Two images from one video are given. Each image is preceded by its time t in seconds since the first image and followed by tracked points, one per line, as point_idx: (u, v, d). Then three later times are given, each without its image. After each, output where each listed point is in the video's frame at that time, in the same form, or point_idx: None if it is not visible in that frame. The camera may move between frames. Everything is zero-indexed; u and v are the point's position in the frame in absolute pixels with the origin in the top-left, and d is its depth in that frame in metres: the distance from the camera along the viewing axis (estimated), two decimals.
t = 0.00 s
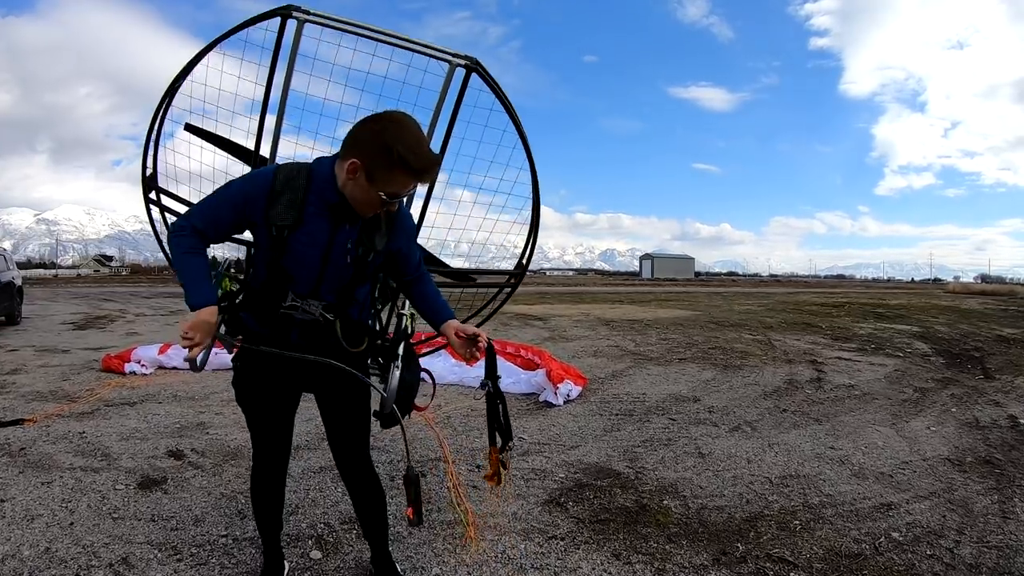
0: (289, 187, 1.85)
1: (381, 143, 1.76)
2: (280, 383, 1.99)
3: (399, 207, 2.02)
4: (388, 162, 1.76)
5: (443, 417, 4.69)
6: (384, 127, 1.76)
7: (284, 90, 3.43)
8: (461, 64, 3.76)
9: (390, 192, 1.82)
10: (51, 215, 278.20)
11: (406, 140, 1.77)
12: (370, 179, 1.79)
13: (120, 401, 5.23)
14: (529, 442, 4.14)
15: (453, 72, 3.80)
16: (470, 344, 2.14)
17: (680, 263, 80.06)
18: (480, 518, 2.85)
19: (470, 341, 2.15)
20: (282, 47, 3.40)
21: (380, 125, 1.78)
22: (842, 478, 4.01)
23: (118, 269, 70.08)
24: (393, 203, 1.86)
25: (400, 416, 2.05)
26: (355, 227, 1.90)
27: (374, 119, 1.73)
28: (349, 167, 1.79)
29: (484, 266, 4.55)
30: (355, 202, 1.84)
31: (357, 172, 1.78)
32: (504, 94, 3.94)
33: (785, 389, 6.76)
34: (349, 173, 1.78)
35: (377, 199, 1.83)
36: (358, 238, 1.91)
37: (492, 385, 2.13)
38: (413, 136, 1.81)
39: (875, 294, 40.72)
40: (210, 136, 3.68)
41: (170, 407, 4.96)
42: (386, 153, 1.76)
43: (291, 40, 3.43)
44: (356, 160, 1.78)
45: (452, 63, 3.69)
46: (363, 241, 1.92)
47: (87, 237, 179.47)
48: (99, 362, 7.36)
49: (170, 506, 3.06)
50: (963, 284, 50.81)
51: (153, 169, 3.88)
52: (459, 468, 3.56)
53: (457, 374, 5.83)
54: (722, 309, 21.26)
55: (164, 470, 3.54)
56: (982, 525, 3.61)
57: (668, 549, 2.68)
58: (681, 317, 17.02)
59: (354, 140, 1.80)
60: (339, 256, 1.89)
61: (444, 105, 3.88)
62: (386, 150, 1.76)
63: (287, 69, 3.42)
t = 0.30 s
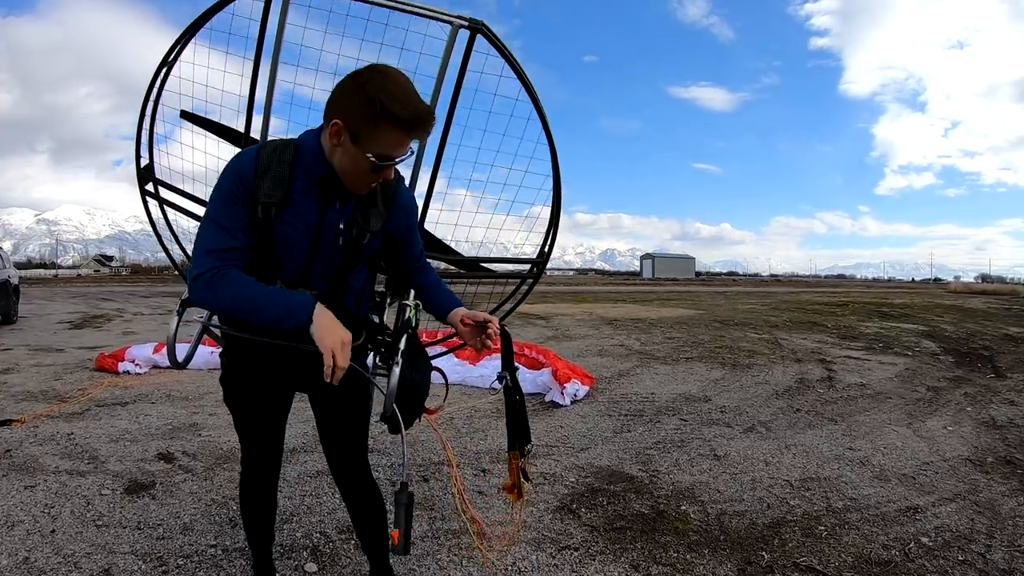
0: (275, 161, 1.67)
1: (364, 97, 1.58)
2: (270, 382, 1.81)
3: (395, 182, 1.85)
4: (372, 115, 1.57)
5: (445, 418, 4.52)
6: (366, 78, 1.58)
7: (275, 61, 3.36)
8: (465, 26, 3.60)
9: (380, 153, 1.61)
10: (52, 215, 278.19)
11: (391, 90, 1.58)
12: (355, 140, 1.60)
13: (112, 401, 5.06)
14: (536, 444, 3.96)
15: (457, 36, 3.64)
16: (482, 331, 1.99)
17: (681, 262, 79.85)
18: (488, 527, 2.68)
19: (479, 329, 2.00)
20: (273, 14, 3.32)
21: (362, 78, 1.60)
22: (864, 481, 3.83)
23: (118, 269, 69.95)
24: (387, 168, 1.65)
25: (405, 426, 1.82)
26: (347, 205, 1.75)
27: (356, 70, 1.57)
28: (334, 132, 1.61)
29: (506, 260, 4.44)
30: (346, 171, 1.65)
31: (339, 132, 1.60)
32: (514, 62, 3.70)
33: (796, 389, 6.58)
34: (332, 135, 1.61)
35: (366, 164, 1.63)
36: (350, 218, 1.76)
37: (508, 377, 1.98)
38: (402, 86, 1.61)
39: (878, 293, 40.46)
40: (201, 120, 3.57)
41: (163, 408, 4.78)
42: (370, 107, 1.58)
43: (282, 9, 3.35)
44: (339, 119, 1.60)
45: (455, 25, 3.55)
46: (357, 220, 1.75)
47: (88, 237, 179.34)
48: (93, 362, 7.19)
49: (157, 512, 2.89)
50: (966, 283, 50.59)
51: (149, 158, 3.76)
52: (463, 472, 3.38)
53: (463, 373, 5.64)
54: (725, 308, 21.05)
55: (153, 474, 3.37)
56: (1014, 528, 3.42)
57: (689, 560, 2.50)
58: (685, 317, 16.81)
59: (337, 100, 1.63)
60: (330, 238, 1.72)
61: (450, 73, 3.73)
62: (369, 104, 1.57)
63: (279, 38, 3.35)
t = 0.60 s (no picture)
0: (268, 135, 1.56)
1: (354, 60, 1.47)
2: (264, 380, 1.69)
3: (395, 158, 1.74)
4: (362, 79, 1.46)
5: (448, 417, 4.39)
6: (357, 40, 1.48)
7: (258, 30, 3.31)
8: None
9: (372, 121, 1.49)
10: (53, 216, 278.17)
11: (384, 53, 1.47)
12: (345, 107, 1.48)
13: (107, 400, 4.94)
14: (541, 443, 3.84)
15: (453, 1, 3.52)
16: (485, 321, 1.86)
17: (682, 262, 79.71)
18: (495, 530, 2.56)
19: (480, 317, 1.87)
20: None
21: (353, 42, 1.50)
22: (880, 480, 3.70)
23: (118, 270, 69.83)
24: (381, 140, 1.52)
25: (423, 416, 1.67)
26: (345, 179, 1.63)
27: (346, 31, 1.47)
28: (323, 100, 1.51)
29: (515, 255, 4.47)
30: (337, 144, 1.54)
31: (328, 98, 1.49)
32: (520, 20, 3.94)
33: (805, 387, 6.46)
34: (321, 102, 1.50)
35: (358, 135, 1.51)
36: (350, 194, 1.64)
37: (507, 374, 1.85)
38: (396, 50, 1.51)
39: (881, 292, 40.26)
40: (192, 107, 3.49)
41: (158, 407, 4.66)
42: (360, 70, 1.47)
43: None
44: (328, 86, 1.49)
45: None
46: (357, 196, 1.64)
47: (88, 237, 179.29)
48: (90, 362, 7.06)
49: (149, 515, 2.77)
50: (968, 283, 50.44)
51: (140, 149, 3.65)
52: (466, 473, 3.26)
53: (466, 373, 5.52)
54: (728, 307, 20.91)
55: (146, 474, 3.25)
56: None
57: (706, 565, 2.38)
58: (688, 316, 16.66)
59: (326, 67, 1.52)
60: (330, 217, 1.61)
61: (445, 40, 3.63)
62: (360, 67, 1.46)
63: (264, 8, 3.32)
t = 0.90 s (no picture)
0: (259, 114, 1.50)
1: (343, 26, 1.41)
2: (254, 374, 1.62)
3: (391, 139, 1.68)
4: (352, 44, 1.40)
5: (448, 417, 4.33)
6: (348, 7, 1.43)
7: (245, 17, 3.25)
8: None
9: (363, 90, 1.43)
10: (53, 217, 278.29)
11: (376, 18, 1.42)
12: (335, 76, 1.42)
13: (102, 400, 4.87)
14: (542, 444, 3.77)
15: None
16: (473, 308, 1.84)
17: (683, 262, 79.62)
18: (495, 534, 2.49)
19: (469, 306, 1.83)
20: None
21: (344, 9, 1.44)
22: (887, 480, 3.63)
23: (118, 270, 69.77)
24: (373, 112, 1.45)
25: (419, 420, 1.59)
26: (338, 159, 1.56)
27: None
28: (313, 70, 1.45)
29: (517, 251, 4.39)
30: (328, 119, 1.47)
31: (318, 67, 1.43)
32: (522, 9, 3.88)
33: (809, 386, 6.39)
34: (310, 72, 1.44)
35: (349, 108, 1.44)
36: (343, 174, 1.57)
37: (497, 367, 1.81)
38: (389, 17, 1.45)
39: (883, 292, 40.16)
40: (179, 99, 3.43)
41: (154, 407, 4.59)
42: (349, 37, 1.41)
43: None
44: (317, 55, 1.44)
45: None
46: (351, 176, 1.57)
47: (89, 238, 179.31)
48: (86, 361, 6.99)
49: (140, 517, 2.70)
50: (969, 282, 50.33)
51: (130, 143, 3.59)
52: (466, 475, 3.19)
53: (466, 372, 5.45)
54: (729, 307, 20.82)
55: (139, 476, 3.18)
56: None
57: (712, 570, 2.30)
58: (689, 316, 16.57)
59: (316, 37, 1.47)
60: (324, 199, 1.54)
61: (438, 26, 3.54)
62: (350, 32, 1.40)
63: None
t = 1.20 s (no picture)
0: (255, 108, 1.47)
1: (339, 14, 1.37)
2: (251, 374, 1.59)
3: (389, 131, 1.65)
4: (348, 33, 1.37)
5: (448, 418, 4.30)
6: None
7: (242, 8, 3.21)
8: None
9: (360, 81, 1.40)
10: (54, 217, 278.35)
11: (373, 6, 1.38)
12: (330, 67, 1.39)
13: (100, 400, 4.84)
14: (542, 445, 3.74)
15: None
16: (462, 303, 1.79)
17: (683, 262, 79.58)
18: (495, 537, 2.46)
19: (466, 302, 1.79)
20: None
21: None
22: (889, 482, 3.59)
23: (119, 270, 69.77)
24: (370, 104, 1.42)
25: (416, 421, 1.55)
26: (335, 153, 1.54)
27: None
28: (308, 61, 1.42)
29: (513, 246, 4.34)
30: (324, 111, 1.44)
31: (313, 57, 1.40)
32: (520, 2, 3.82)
33: (811, 387, 6.36)
34: (306, 63, 1.41)
35: (345, 99, 1.41)
36: (342, 168, 1.54)
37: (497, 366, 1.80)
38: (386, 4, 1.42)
39: (884, 292, 40.12)
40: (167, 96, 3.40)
41: (152, 408, 4.56)
42: (345, 25, 1.38)
43: None
44: (313, 45, 1.41)
45: None
46: (349, 170, 1.54)
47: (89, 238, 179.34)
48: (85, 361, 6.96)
49: (136, 519, 2.67)
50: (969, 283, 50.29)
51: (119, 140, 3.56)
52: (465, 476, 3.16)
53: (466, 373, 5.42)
54: (730, 307, 20.78)
55: (136, 477, 3.15)
56: None
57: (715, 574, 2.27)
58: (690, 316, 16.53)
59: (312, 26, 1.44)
60: (323, 194, 1.52)
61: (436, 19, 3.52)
62: (346, 20, 1.37)
63: None
